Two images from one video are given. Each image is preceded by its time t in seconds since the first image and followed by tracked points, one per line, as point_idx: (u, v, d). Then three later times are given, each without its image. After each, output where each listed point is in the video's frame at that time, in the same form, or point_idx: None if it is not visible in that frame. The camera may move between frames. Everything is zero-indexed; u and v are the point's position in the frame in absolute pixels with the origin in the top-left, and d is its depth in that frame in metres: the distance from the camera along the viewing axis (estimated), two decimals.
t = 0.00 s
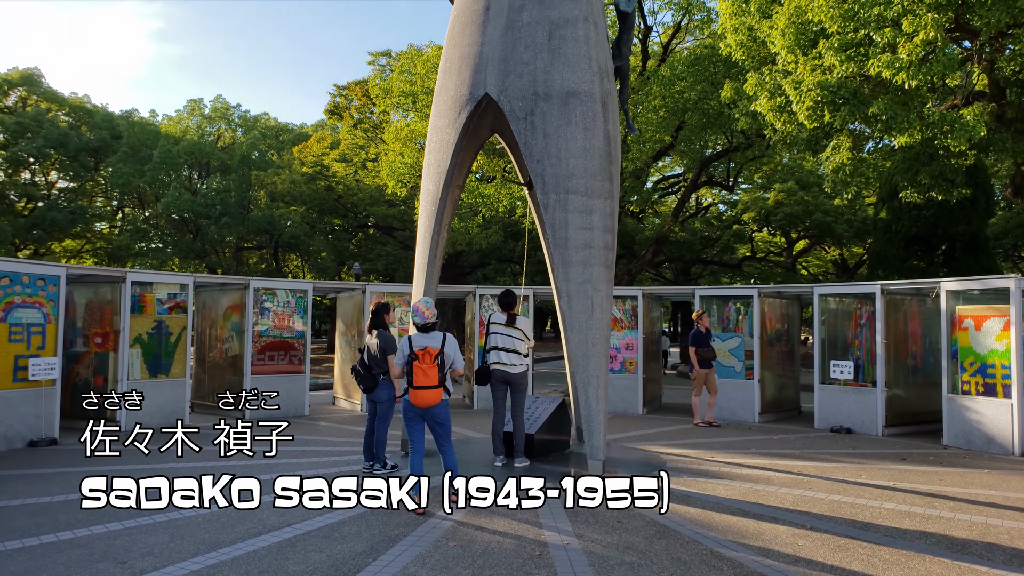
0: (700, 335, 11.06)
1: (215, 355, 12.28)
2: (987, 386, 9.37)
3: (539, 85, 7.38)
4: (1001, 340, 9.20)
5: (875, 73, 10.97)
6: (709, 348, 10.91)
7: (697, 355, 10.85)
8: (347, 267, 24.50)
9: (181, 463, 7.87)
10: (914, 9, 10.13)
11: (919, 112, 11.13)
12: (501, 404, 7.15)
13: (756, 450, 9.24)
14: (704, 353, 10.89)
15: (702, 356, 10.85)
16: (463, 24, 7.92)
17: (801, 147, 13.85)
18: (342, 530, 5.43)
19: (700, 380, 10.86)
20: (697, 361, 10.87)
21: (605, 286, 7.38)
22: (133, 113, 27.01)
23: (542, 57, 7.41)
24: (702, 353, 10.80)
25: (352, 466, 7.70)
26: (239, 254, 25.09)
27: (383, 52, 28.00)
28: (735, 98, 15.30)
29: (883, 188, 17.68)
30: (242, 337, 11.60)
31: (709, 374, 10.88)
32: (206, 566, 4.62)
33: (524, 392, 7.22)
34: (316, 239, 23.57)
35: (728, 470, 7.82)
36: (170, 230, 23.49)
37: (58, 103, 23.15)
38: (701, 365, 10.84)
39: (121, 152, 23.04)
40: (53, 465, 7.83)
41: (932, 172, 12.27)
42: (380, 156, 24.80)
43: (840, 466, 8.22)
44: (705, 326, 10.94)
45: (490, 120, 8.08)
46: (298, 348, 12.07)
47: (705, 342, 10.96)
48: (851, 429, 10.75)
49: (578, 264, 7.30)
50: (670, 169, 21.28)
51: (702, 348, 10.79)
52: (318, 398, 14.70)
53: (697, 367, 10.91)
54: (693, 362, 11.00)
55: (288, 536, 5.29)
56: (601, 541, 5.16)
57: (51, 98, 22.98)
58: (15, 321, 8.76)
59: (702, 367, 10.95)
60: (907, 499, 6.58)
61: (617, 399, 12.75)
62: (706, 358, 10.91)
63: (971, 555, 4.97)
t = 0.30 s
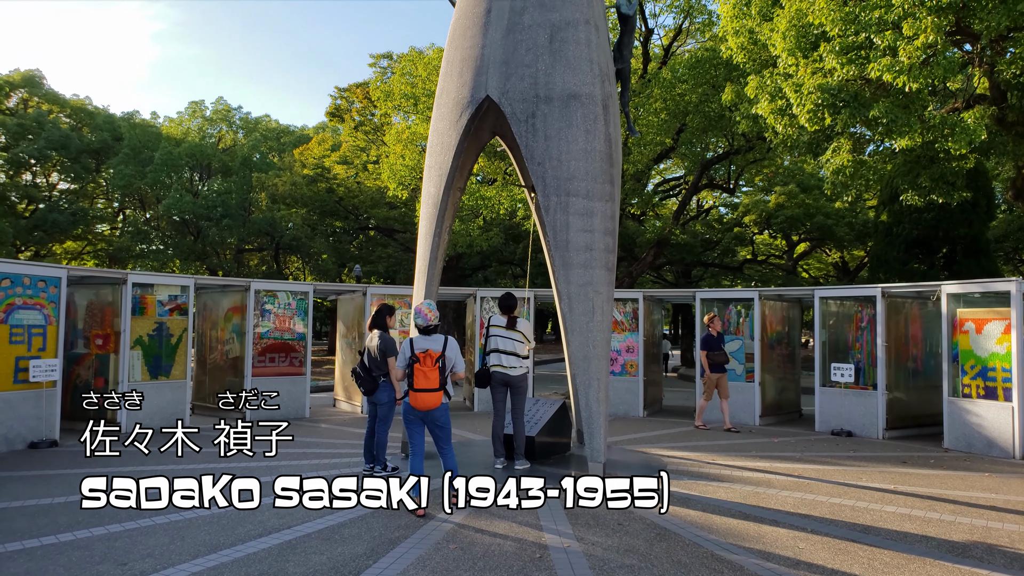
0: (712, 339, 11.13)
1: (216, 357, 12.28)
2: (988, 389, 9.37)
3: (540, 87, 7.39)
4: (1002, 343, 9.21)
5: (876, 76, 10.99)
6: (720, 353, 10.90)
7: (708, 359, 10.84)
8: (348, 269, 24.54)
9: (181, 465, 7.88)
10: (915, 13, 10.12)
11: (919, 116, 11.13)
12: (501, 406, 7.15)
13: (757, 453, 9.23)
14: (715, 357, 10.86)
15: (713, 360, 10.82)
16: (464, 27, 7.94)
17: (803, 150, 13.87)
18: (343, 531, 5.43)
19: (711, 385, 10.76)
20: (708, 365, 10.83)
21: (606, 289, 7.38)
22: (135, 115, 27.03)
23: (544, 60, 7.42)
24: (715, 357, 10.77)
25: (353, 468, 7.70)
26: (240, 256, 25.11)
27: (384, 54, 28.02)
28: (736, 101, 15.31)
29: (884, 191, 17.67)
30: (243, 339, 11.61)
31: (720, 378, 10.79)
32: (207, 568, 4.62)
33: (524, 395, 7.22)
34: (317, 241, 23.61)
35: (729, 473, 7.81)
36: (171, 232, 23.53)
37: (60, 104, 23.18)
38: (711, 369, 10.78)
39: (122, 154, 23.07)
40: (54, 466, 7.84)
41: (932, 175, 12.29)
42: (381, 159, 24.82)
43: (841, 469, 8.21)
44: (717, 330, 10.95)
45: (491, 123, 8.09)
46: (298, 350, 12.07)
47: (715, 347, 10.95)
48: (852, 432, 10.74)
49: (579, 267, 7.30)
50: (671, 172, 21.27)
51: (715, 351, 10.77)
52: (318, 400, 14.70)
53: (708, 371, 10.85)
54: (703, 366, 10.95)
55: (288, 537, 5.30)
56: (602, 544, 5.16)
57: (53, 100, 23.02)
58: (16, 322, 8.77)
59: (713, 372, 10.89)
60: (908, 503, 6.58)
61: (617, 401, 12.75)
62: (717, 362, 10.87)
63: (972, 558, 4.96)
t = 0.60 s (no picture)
0: (718, 339, 10.94)
1: (216, 360, 12.27)
2: (987, 389, 9.37)
3: (539, 89, 7.40)
4: (1001, 343, 9.22)
5: (874, 77, 11.00)
6: (729, 353, 10.79)
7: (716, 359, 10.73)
8: (348, 271, 24.54)
9: (180, 467, 7.87)
10: (912, 14, 10.11)
11: (918, 116, 11.14)
12: (501, 408, 7.14)
13: (757, 453, 9.23)
14: (723, 357, 10.72)
15: (721, 361, 10.71)
16: (463, 29, 7.95)
17: (802, 150, 13.88)
18: (343, 534, 5.43)
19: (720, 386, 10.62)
20: (716, 365, 10.69)
21: (606, 290, 7.38)
22: (134, 117, 27.02)
23: (543, 61, 7.43)
24: (722, 357, 10.65)
25: (353, 470, 7.69)
26: (240, 258, 25.11)
27: (383, 56, 28.02)
28: (735, 102, 15.32)
29: (883, 191, 17.68)
30: (243, 341, 11.60)
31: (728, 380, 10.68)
32: (207, 570, 4.61)
33: (525, 397, 7.22)
34: (316, 243, 23.60)
35: (728, 474, 7.81)
36: (170, 234, 23.51)
37: (58, 107, 23.17)
38: (719, 369, 10.66)
39: (121, 157, 23.05)
40: (54, 469, 7.83)
41: (931, 175, 12.30)
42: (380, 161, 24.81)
43: (841, 470, 8.21)
44: (724, 330, 10.81)
45: (490, 125, 8.10)
46: (298, 352, 12.07)
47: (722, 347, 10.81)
48: (852, 433, 10.74)
49: (578, 268, 7.30)
50: (670, 173, 21.27)
51: (722, 351, 10.65)
52: (318, 402, 14.69)
53: (716, 372, 10.71)
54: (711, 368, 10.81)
55: (288, 539, 5.30)
56: (603, 545, 5.16)
57: (51, 102, 23.01)
58: (14, 325, 8.76)
59: (721, 373, 10.74)
60: (908, 503, 6.58)
61: (618, 402, 12.75)
62: (725, 362, 10.74)
63: (971, 558, 4.97)
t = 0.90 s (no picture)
0: (717, 340, 10.92)
1: (213, 360, 12.25)
2: (983, 390, 9.40)
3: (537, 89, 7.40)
4: (997, 343, 9.26)
5: (871, 77, 11.01)
6: (728, 354, 10.74)
7: (715, 360, 10.69)
8: (345, 271, 24.51)
9: (177, 467, 7.85)
10: (909, 15, 10.14)
11: (915, 117, 11.17)
12: (502, 408, 7.13)
13: (754, 453, 9.24)
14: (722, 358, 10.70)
15: (720, 362, 10.67)
16: (461, 28, 7.94)
17: (799, 151, 13.89)
18: (340, 534, 5.42)
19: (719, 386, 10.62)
20: (715, 366, 10.68)
21: (604, 290, 7.39)
22: (130, 116, 26.95)
23: (540, 61, 7.43)
24: (722, 358, 10.62)
25: (350, 471, 7.68)
26: (236, 258, 25.07)
27: (380, 55, 27.98)
28: (732, 103, 15.34)
29: (880, 192, 17.72)
30: (240, 341, 11.58)
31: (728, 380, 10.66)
32: (204, 570, 4.61)
33: (527, 398, 7.21)
34: (313, 243, 23.57)
35: (725, 474, 7.82)
36: (167, 233, 23.44)
37: (54, 106, 23.09)
38: (718, 370, 10.63)
39: (117, 156, 22.98)
40: (50, 469, 7.80)
41: (928, 176, 12.33)
42: (377, 160, 24.77)
43: (838, 470, 8.23)
44: (724, 331, 10.80)
45: (487, 124, 8.10)
46: (295, 352, 12.05)
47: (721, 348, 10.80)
48: (848, 433, 10.76)
49: (576, 269, 7.30)
50: (667, 173, 21.27)
51: (722, 352, 10.63)
52: (315, 402, 14.66)
53: (715, 372, 10.68)
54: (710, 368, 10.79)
55: (286, 539, 5.29)
56: (599, 545, 5.16)
57: (47, 101, 22.91)
58: (11, 325, 8.73)
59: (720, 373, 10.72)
60: (904, 503, 6.59)
61: (615, 402, 12.75)
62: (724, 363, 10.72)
63: (967, 557, 4.98)
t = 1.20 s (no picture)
0: (716, 339, 10.84)
1: (210, 358, 12.24)
2: (981, 389, 9.41)
3: (535, 88, 7.39)
4: (995, 343, 9.26)
5: (870, 77, 11.02)
6: (727, 353, 10.64)
7: (714, 359, 10.60)
8: (343, 270, 24.51)
9: (175, 466, 7.84)
10: (908, 14, 10.15)
11: (913, 116, 11.16)
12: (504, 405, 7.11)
13: (752, 453, 9.25)
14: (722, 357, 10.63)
15: (718, 360, 10.61)
16: (459, 27, 7.94)
17: (797, 151, 13.90)
18: (338, 532, 5.42)
19: (718, 386, 10.62)
20: (714, 365, 10.63)
21: (601, 289, 7.39)
22: (128, 115, 26.91)
23: (538, 60, 7.42)
24: (721, 358, 10.56)
25: (348, 470, 7.68)
26: (235, 256, 25.06)
27: (379, 54, 27.95)
28: (731, 102, 15.33)
29: (878, 191, 17.74)
30: (237, 340, 11.57)
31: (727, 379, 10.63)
32: (201, 569, 4.60)
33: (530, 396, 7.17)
34: (311, 242, 23.56)
35: (723, 473, 7.82)
36: (165, 232, 23.41)
37: (53, 104, 23.04)
38: (717, 369, 10.60)
39: (116, 154, 22.94)
40: (47, 467, 7.79)
41: (926, 175, 12.32)
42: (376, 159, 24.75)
43: (836, 469, 8.23)
44: (722, 329, 10.73)
45: (486, 123, 8.09)
46: (292, 350, 12.04)
47: (720, 346, 10.72)
48: (846, 432, 10.76)
49: (573, 267, 7.30)
50: (665, 172, 21.26)
51: (721, 351, 10.57)
52: (312, 401, 14.65)
53: (714, 371, 10.64)
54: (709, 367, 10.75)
55: (283, 538, 5.29)
56: (597, 544, 5.16)
57: (45, 99, 22.85)
58: (8, 324, 8.71)
59: (719, 372, 10.67)
60: (902, 502, 6.60)
61: (613, 401, 12.74)
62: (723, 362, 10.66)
63: (965, 557, 4.98)
